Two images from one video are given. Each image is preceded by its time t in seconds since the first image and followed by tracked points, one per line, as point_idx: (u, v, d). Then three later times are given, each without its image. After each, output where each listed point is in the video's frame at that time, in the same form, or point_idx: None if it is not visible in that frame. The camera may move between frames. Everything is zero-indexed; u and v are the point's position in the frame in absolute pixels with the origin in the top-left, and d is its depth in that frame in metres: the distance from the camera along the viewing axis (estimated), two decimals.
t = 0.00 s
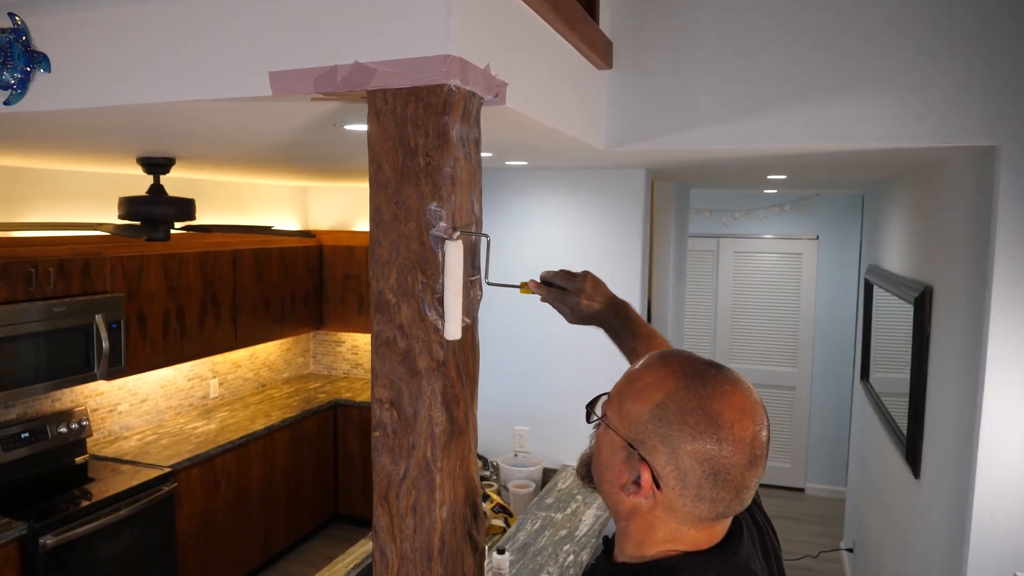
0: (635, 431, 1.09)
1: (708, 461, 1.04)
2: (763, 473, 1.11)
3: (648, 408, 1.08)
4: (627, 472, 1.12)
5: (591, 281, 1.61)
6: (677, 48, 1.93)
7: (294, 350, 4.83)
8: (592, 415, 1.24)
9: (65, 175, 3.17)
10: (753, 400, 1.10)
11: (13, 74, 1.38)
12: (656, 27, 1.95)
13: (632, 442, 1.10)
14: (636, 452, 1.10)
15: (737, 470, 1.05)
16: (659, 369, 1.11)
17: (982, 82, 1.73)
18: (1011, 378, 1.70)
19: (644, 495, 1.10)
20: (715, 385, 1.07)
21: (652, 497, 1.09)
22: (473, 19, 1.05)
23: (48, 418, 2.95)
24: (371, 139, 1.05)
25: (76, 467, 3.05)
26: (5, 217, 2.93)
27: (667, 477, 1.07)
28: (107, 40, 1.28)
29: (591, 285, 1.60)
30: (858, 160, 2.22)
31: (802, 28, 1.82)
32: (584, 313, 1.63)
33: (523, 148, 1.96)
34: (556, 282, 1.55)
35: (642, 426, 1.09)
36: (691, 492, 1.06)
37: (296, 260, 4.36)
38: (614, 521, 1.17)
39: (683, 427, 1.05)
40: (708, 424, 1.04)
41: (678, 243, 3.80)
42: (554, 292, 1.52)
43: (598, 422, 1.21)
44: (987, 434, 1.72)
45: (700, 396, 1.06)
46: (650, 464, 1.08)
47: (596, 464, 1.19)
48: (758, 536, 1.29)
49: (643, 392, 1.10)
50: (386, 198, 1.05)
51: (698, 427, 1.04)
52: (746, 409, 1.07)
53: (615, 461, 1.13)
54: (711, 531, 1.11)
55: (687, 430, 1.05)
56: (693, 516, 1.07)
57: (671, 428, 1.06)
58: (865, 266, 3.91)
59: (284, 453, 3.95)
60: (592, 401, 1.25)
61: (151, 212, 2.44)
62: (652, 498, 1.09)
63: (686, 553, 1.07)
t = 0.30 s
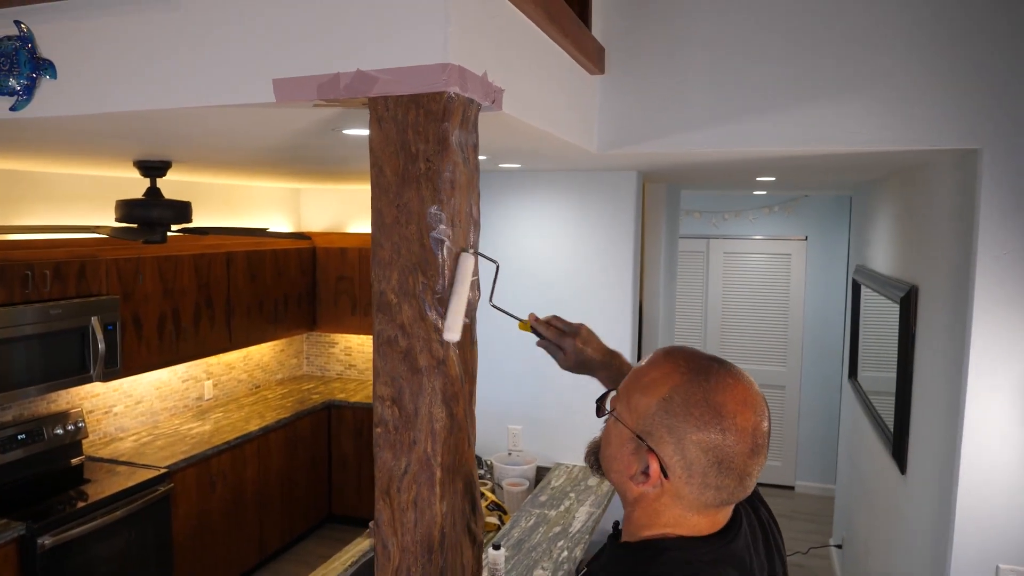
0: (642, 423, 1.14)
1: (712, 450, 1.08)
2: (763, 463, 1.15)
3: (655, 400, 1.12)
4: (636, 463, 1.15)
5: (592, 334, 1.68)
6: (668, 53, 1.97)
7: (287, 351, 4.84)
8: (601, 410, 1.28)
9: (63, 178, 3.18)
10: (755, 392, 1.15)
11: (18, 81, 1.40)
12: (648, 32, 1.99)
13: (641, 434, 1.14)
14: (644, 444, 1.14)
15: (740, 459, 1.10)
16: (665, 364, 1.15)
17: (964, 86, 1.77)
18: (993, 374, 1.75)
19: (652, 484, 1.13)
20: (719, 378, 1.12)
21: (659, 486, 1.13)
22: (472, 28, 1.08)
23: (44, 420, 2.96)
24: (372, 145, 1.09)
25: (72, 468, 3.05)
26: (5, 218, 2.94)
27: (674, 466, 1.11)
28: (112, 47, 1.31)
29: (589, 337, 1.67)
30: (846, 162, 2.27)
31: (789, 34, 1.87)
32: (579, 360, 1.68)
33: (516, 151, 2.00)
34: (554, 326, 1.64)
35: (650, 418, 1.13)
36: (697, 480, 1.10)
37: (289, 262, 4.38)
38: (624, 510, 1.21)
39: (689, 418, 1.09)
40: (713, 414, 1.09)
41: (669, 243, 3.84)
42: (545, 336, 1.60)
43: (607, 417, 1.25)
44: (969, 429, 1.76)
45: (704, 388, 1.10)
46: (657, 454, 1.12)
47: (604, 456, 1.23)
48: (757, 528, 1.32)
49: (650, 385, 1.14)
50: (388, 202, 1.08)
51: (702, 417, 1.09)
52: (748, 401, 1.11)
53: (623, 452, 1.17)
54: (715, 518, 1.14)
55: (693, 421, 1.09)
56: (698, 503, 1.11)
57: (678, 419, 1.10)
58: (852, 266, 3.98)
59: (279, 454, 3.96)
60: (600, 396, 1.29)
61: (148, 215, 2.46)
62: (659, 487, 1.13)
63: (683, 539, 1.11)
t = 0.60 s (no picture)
0: (609, 415, 1.17)
1: (674, 442, 1.12)
2: (726, 454, 1.19)
3: (621, 394, 1.16)
4: (603, 454, 1.19)
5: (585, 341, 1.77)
6: (653, 56, 2.01)
7: (279, 351, 4.85)
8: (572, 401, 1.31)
9: (54, 179, 3.19)
10: (718, 386, 1.18)
11: (10, 84, 1.42)
12: (632, 36, 2.02)
13: (608, 426, 1.18)
14: (611, 435, 1.17)
15: (702, 451, 1.13)
16: (632, 358, 1.18)
17: (943, 87, 1.80)
18: (970, 369, 1.77)
19: (617, 474, 1.17)
20: (683, 372, 1.15)
21: (625, 476, 1.16)
22: (455, 33, 1.11)
23: (35, 420, 2.97)
24: (359, 147, 1.11)
25: (63, 468, 3.06)
26: None
27: (638, 456, 1.15)
28: (103, 51, 1.34)
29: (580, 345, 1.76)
30: (828, 162, 2.31)
31: (770, 37, 1.90)
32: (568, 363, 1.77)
33: (504, 152, 2.03)
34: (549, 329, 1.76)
35: (616, 410, 1.16)
36: (660, 470, 1.14)
37: (281, 261, 4.40)
38: (591, 498, 1.25)
39: (654, 411, 1.12)
40: (676, 408, 1.12)
41: (657, 243, 3.89)
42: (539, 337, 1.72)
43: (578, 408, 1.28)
44: (947, 425, 1.79)
45: (669, 383, 1.13)
46: (623, 445, 1.16)
47: (574, 447, 1.27)
48: (721, 517, 1.36)
49: (618, 379, 1.17)
50: (374, 203, 1.11)
51: (666, 411, 1.12)
52: (711, 394, 1.15)
53: (591, 443, 1.21)
54: (678, 507, 1.18)
55: (657, 414, 1.12)
56: (661, 493, 1.15)
57: (642, 412, 1.13)
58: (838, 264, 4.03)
59: (270, 453, 3.98)
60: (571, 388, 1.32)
61: (139, 215, 2.47)
62: (624, 476, 1.17)
63: (648, 527, 1.14)
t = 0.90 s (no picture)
0: (591, 403, 1.19)
1: (655, 424, 1.14)
2: (707, 437, 1.21)
3: (602, 381, 1.18)
4: (588, 442, 1.21)
5: (557, 273, 1.72)
6: (648, 56, 2.03)
7: (278, 349, 4.87)
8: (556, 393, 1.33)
9: (53, 178, 3.20)
10: (695, 371, 1.21)
11: (14, 85, 1.44)
12: (628, 35, 2.04)
13: (591, 414, 1.20)
14: (594, 423, 1.20)
15: (682, 432, 1.15)
16: (611, 347, 1.21)
17: (935, 86, 1.82)
18: (961, 365, 1.79)
19: (602, 460, 1.20)
20: (660, 358, 1.17)
21: (609, 461, 1.19)
22: (451, 35, 1.13)
23: (36, 418, 2.98)
24: (356, 147, 1.13)
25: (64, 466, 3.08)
26: None
27: (621, 441, 1.17)
28: (104, 53, 1.35)
29: (556, 280, 1.70)
30: (823, 161, 2.33)
31: (764, 37, 1.92)
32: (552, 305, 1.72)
33: (501, 152, 2.05)
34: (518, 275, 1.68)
35: (598, 397, 1.18)
36: (643, 453, 1.15)
37: (279, 260, 4.41)
38: (580, 487, 1.27)
39: (633, 395, 1.15)
40: (654, 391, 1.14)
41: (654, 241, 3.91)
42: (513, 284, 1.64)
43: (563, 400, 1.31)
44: (939, 420, 1.81)
45: (646, 368, 1.16)
46: (606, 432, 1.18)
47: (561, 438, 1.29)
48: (712, 503, 1.38)
49: (598, 367, 1.20)
50: (371, 202, 1.13)
51: (645, 394, 1.14)
52: (688, 378, 1.17)
53: (576, 432, 1.23)
54: (664, 491, 1.20)
55: (637, 398, 1.15)
56: (645, 476, 1.17)
57: (622, 397, 1.15)
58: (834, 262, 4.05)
59: (270, 450, 4.00)
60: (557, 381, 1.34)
61: (139, 214, 2.49)
62: (609, 462, 1.19)
63: (636, 515, 1.16)
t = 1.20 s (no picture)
0: (572, 397, 1.18)
1: (635, 417, 1.13)
2: (689, 428, 1.21)
3: (582, 374, 1.17)
4: (570, 436, 1.20)
5: (553, 267, 1.69)
6: (640, 50, 2.02)
7: (272, 347, 4.85)
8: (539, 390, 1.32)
9: (47, 177, 3.20)
10: (674, 361, 1.20)
11: None
12: (620, 29, 2.03)
13: (572, 408, 1.19)
14: (576, 417, 1.19)
15: (663, 424, 1.15)
16: (591, 340, 1.20)
17: (927, 79, 1.81)
18: (956, 357, 1.78)
19: (585, 454, 1.19)
20: (638, 349, 1.17)
21: (592, 455, 1.18)
22: (440, 27, 1.12)
23: (28, 418, 2.96)
24: (345, 140, 1.12)
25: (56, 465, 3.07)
26: None
27: (602, 435, 1.16)
28: (90, 47, 1.34)
29: (552, 274, 1.67)
30: (816, 154, 2.33)
31: (756, 31, 1.92)
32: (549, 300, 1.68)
33: (494, 147, 2.04)
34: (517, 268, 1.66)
35: (578, 391, 1.17)
36: (624, 446, 1.15)
37: (273, 258, 4.39)
38: (565, 482, 1.26)
39: (613, 388, 1.14)
40: (633, 383, 1.14)
41: (649, 237, 3.90)
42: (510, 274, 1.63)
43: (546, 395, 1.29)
44: (932, 413, 1.81)
45: (625, 360, 1.15)
46: (587, 426, 1.17)
47: (545, 434, 1.28)
48: (702, 493, 1.39)
49: (578, 361, 1.19)
50: (360, 195, 1.12)
51: (624, 387, 1.13)
52: (668, 369, 1.17)
53: (558, 427, 1.22)
54: (650, 484, 1.19)
55: (617, 391, 1.14)
56: (629, 469, 1.16)
57: (602, 390, 1.15)
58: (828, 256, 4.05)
59: (264, 449, 3.99)
60: (540, 376, 1.33)
61: (129, 211, 2.48)
62: (592, 456, 1.18)
63: (623, 509, 1.16)
